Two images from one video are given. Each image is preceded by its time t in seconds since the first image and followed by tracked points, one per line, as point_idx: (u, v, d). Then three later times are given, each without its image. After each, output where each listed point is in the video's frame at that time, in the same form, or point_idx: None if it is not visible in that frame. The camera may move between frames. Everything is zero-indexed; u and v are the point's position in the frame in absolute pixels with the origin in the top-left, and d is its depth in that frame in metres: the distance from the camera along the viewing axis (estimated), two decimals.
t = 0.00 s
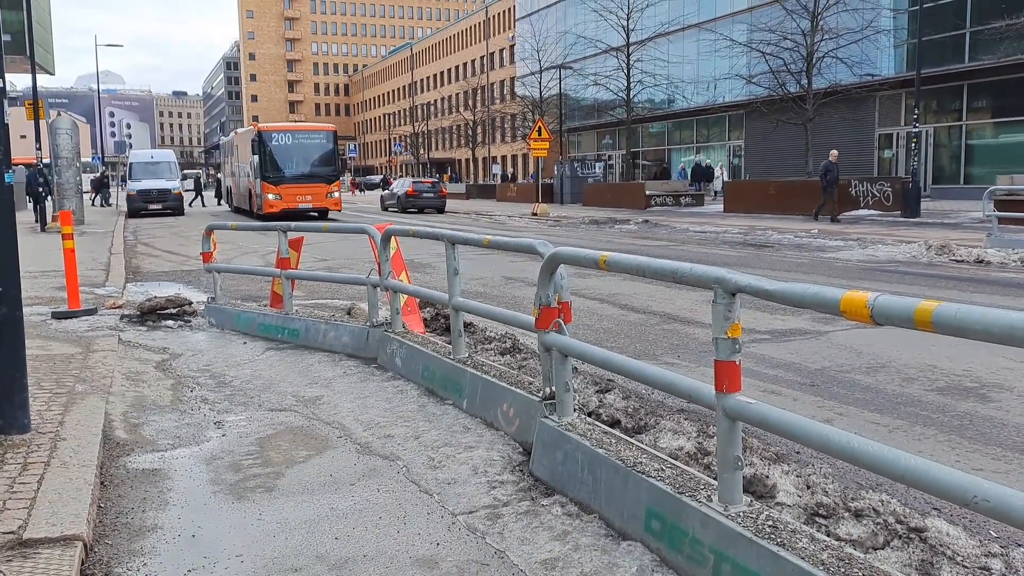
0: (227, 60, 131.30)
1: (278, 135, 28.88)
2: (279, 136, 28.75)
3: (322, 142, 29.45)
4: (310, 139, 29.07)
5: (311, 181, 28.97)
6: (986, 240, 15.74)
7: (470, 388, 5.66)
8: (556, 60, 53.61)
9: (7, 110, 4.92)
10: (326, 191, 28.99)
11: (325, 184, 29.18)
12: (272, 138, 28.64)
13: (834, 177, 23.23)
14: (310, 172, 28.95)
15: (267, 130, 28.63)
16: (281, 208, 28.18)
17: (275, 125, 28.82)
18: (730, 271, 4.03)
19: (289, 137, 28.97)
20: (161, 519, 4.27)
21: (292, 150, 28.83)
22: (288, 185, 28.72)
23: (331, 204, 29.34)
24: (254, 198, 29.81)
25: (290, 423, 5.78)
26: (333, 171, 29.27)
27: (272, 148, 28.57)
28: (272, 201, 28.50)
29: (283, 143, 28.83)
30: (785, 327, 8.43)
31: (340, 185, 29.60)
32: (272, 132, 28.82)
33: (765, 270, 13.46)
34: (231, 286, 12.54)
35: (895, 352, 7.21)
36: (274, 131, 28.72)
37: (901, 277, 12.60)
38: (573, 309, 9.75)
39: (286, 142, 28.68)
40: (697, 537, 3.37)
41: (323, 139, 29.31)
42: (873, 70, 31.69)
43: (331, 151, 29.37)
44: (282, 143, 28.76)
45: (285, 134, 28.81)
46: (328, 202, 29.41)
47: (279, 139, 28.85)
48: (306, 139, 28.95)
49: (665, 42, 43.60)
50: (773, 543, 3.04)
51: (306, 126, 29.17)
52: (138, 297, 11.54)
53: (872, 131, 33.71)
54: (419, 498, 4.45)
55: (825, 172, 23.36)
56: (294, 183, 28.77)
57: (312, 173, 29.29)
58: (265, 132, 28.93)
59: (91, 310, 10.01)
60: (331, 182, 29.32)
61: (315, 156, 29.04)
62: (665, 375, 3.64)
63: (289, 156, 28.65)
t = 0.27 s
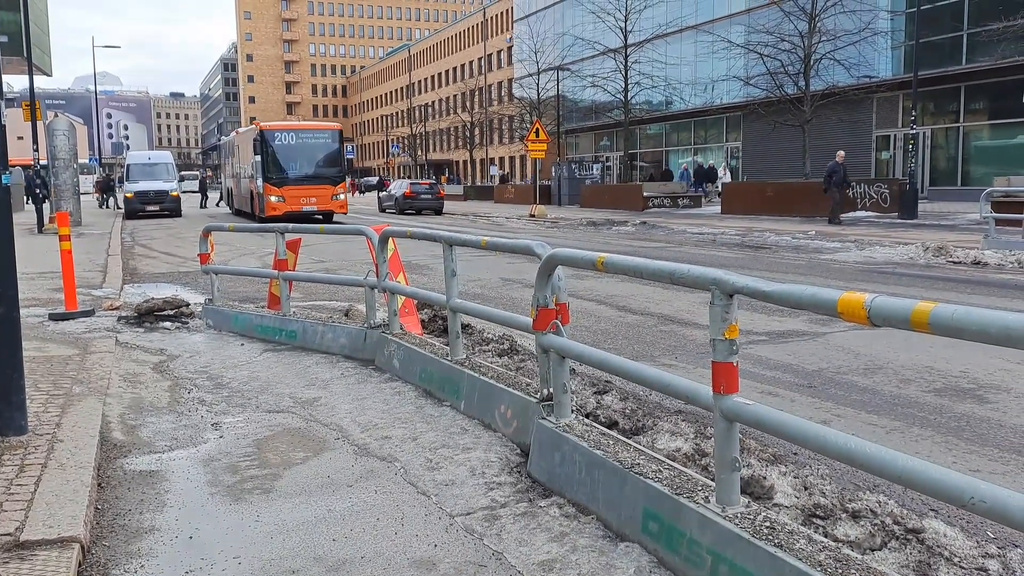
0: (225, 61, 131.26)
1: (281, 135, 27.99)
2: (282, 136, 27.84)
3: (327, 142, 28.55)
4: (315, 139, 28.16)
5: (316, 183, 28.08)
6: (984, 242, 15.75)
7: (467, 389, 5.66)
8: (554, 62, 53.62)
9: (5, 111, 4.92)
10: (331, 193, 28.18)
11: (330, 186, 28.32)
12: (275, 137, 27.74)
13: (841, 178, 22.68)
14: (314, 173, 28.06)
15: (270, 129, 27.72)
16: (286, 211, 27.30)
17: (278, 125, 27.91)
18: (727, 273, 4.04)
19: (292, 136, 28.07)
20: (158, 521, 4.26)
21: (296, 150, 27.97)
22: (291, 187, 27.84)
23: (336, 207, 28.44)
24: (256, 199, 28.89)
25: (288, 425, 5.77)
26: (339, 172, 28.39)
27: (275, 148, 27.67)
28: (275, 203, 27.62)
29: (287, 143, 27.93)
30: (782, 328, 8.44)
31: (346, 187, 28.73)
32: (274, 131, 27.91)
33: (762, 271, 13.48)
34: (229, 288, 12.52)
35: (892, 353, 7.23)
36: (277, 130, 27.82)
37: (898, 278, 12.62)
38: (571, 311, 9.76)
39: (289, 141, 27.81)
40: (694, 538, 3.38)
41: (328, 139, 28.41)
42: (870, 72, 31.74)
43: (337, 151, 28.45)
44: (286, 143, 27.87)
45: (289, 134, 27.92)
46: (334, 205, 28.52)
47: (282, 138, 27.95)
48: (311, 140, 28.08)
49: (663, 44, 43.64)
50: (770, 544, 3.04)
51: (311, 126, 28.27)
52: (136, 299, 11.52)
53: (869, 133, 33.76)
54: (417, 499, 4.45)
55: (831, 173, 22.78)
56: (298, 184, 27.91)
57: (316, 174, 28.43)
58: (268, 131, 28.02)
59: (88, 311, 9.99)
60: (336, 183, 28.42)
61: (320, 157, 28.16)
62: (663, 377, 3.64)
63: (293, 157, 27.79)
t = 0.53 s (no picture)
0: (222, 64, 131.23)
1: (284, 134, 27.20)
2: (285, 136, 27.04)
3: (331, 141, 27.76)
4: (318, 138, 27.37)
5: (320, 185, 27.31)
6: (980, 243, 15.77)
7: (465, 391, 5.66)
8: (551, 63, 53.65)
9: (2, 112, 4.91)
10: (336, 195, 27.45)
11: (335, 188, 27.56)
12: (278, 137, 26.95)
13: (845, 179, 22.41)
14: (319, 174, 27.29)
15: (272, 129, 26.93)
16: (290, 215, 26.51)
17: (281, 124, 27.12)
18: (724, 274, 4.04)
19: (295, 136, 27.29)
20: (155, 523, 4.25)
21: (301, 150, 27.19)
22: (295, 189, 27.08)
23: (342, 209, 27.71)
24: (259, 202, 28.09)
25: (285, 427, 5.76)
26: (344, 173, 27.63)
27: (278, 148, 26.89)
28: (278, 206, 26.84)
29: (291, 142, 27.15)
30: (779, 329, 8.45)
31: (351, 189, 27.97)
32: (277, 130, 27.12)
33: (759, 272, 13.49)
34: (226, 290, 12.51)
35: (889, 354, 7.23)
36: (280, 130, 27.04)
37: (895, 279, 12.64)
38: (568, 312, 9.76)
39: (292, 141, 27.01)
40: (692, 540, 3.37)
41: (332, 138, 27.61)
42: (867, 73, 31.78)
43: (342, 150, 27.65)
44: (289, 144, 27.09)
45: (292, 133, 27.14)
46: (340, 207, 27.77)
47: (285, 138, 27.17)
48: (315, 139, 27.30)
49: (659, 45, 43.71)
50: (767, 546, 3.04)
51: (315, 124, 27.48)
52: (132, 301, 11.51)
53: (866, 134, 33.80)
54: (414, 501, 4.44)
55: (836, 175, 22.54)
56: (302, 186, 27.15)
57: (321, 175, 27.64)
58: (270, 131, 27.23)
59: (85, 313, 9.97)
60: (342, 185, 27.65)
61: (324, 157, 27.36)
62: (660, 378, 3.64)
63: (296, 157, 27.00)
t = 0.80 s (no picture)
0: (219, 64, 131.18)
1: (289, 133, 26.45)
2: (290, 134, 26.30)
3: (338, 140, 27.04)
4: (324, 137, 26.64)
5: (327, 185, 26.63)
6: (977, 244, 15.78)
7: (463, 391, 5.66)
8: (549, 64, 53.66)
9: None
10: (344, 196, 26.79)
11: (342, 189, 26.90)
12: (283, 135, 26.22)
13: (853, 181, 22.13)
14: (325, 174, 26.60)
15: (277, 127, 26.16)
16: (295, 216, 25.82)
17: (286, 121, 26.36)
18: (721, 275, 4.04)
19: (301, 134, 26.55)
20: (152, 524, 4.24)
21: (306, 150, 26.48)
22: (300, 190, 26.39)
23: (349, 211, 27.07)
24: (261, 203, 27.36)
25: (282, 428, 5.75)
26: (352, 173, 26.97)
27: (283, 147, 26.16)
28: (283, 207, 26.19)
29: (296, 141, 26.43)
30: (777, 330, 8.45)
31: (359, 190, 27.29)
32: (281, 128, 26.35)
33: (757, 274, 13.50)
34: (224, 291, 12.50)
35: (887, 355, 7.24)
36: (284, 128, 26.30)
37: (892, 281, 12.65)
38: (566, 313, 9.76)
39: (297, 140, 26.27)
40: (690, 540, 3.37)
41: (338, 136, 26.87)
42: (865, 74, 31.83)
43: (348, 149, 26.93)
44: (295, 143, 26.37)
45: (298, 132, 26.42)
46: (347, 208, 27.09)
47: (289, 136, 26.41)
48: (321, 138, 26.61)
49: (657, 46, 43.75)
50: (765, 546, 3.04)
51: (321, 122, 26.76)
52: (130, 302, 11.50)
53: (864, 135, 33.84)
54: (412, 502, 4.44)
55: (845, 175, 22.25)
56: (307, 187, 26.47)
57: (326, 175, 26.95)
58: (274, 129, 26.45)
59: (82, 314, 9.96)
60: (349, 185, 26.96)
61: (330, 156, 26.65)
62: (658, 379, 3.64)
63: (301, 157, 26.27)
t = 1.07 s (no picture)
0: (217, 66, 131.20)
1: (295, 131, 24.81)
2: (297, 132, 24.73)
3: (347, 139, 25.45)
4: (333, 136, 25.04)
5: (335, 187, 24.97)
6: (973, 247, 15.81)
7: (460, 394, 5.65)
8: (547, 67, 53.74)
9: None
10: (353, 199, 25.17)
11: (351, 191, 25.29)
12: (289, 134, 24.65)
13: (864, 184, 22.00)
14: (333, 176, 24.92)
15: (283, 126, 24.56)
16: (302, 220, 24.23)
17: (292, 119, 24.81)
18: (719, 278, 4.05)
19: (308, 133, 24.91)
20: (148, 526, 4.23)
21: (314, 149, 24.90)
22: (307, 192, 24.76)
23: (359, 215, 25.42)
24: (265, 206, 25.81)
25: (279, 429, 5.75)
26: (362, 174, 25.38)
27: (289, 146, 24.58)
28: (288, 210, 24.57)
29: (303, 140, 24.83)
30: (774, 332, 8.46)
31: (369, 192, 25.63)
32: (288, 127, 24.77)
33: (754, 276, 13.52)
34: (220, 292, 12.48)
35: (884, 358, 7.24)
36: (291, 126, 24.75)
37: (889, 283, 12.67)
38: (564, 315, 9.77)
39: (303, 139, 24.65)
40: (687, 543, 3.37)
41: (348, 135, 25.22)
42: (862, 78, 31.90)
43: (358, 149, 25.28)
44: (301, 142, 24.79)
45: (305, 131, 24.86)
46: (357, 212, 25.49)
47: (296, 135, 24.83)
48: (330, 137, 25.04)
49: (655, 49, 43.85)
50: (763, 549, 3.04)
51: (330, 121, 25.20)
52: (127, 303, 11.49)
53: (861, 139, 33.90)
54: (409, 504, 4.43)
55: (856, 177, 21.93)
56: (315, 189, 24.83)
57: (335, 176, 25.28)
58: (280, 127, 24.88)
59: (78, 316, 9.94)
60: (359, 188, 25.32)
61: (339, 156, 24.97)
62: (657, 381, 3.64)
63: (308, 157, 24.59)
